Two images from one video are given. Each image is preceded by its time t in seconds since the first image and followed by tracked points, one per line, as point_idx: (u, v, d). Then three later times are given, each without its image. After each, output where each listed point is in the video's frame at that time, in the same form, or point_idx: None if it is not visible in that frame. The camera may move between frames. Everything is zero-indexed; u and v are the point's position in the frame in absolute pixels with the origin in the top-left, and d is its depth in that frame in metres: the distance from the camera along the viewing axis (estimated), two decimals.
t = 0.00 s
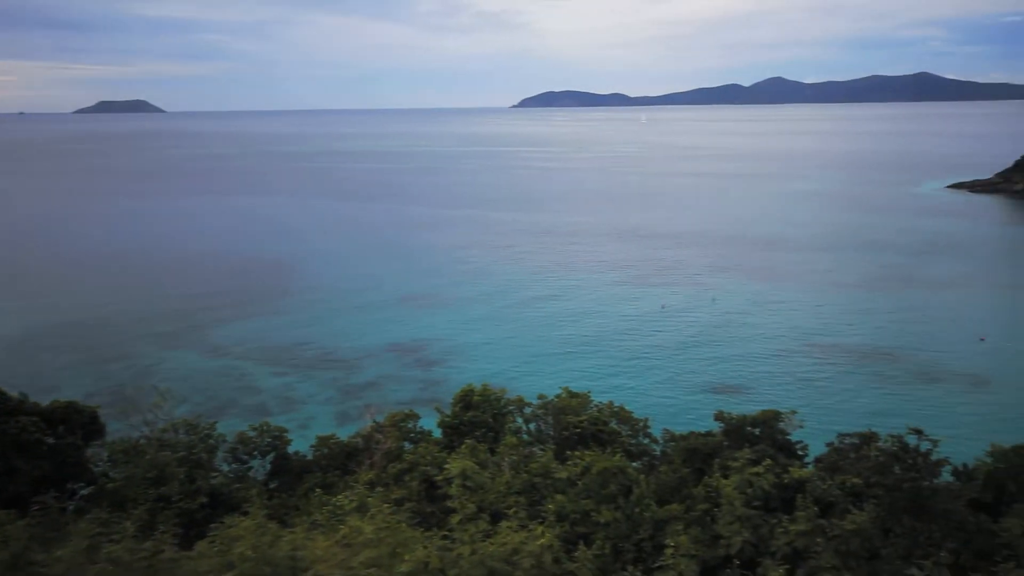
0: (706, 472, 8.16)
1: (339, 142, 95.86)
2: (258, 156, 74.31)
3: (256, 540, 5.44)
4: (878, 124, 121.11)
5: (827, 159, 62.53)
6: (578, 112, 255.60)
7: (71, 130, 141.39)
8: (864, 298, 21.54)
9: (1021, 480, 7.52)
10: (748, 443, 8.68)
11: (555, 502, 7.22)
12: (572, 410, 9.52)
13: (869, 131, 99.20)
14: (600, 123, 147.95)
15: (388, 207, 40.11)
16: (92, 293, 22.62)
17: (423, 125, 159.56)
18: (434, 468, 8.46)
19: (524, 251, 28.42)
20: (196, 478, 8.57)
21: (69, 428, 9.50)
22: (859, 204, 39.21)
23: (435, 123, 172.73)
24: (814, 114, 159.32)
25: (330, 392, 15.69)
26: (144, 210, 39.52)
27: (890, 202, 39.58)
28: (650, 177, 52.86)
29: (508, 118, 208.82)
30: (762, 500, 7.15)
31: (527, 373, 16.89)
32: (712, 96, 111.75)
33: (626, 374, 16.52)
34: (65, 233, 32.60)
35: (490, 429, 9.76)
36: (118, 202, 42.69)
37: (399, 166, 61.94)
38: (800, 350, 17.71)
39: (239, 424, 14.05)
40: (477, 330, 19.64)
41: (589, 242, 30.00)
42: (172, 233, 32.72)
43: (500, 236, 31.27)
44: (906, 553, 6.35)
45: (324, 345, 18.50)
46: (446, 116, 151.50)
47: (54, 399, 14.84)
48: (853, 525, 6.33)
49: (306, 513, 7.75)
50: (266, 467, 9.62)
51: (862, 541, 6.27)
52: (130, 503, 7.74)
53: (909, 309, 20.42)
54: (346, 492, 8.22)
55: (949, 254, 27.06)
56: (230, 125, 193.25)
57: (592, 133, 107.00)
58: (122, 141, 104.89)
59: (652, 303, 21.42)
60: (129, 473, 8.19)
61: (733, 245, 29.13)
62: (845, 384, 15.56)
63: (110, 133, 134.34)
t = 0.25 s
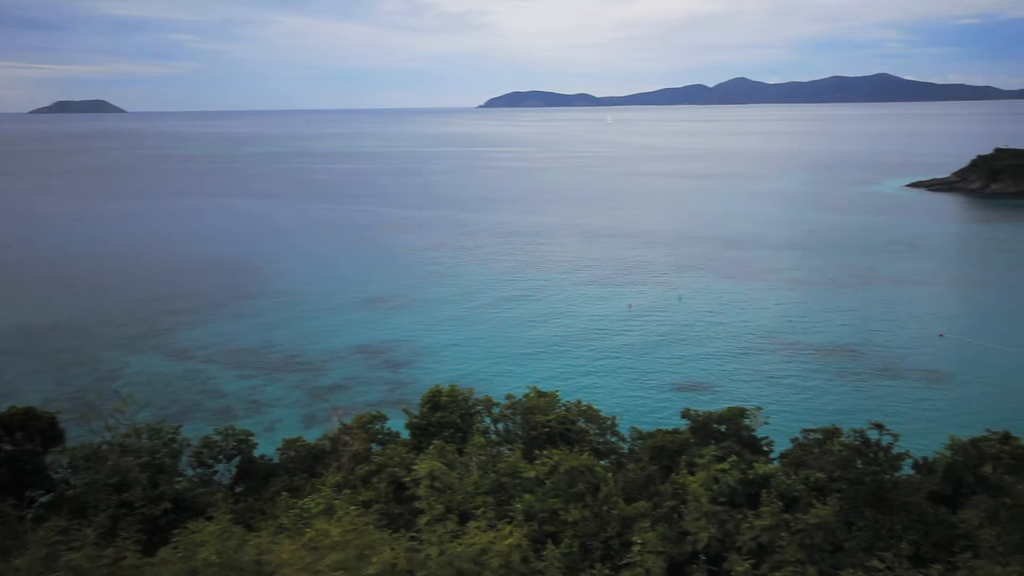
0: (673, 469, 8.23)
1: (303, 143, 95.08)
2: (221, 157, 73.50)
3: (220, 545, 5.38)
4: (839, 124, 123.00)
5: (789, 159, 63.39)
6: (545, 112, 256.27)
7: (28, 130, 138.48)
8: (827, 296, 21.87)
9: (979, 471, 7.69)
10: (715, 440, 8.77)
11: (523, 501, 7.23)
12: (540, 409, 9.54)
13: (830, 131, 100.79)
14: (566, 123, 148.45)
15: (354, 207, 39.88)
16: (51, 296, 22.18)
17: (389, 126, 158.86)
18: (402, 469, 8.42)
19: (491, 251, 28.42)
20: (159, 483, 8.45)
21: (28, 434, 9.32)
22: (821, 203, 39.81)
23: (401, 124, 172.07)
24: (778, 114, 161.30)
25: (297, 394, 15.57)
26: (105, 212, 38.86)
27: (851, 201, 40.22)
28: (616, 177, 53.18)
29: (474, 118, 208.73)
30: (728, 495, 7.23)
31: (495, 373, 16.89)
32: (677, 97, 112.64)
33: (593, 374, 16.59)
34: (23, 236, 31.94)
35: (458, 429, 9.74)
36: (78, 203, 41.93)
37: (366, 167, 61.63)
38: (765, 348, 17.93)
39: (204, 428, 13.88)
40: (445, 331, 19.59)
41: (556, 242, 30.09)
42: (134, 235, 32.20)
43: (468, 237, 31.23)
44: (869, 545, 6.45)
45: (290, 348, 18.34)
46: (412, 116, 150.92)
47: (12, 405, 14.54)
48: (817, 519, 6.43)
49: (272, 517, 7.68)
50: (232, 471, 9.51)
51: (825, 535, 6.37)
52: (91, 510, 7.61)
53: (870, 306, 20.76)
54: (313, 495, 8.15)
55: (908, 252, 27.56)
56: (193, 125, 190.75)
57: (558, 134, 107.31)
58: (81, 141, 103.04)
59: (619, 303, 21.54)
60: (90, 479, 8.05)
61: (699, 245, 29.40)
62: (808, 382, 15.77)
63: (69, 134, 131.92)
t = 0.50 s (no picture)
0: (640, 468, 8.27)
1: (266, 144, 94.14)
2: (182, 158, 72.48)
3: (182, 552, 5.30)
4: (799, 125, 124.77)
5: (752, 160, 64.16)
6: (509, 112, 256.45)
7: None
8: (789, 295, 22.17)
9: (936, 465, 7.85)
10: (680, 438, 8.84)
11: (490, 503, 7.22)
12: (507, 410, 9.53)
13: (790, 132, 102.23)
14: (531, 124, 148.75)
15: (318, 209, 39.56)
16: (8, 302, 21.68)
17: (353, 126, 157.77)
18: (368, 472, 8.35)
19: (457, 252, 28.37)
20: (120, 490, 8.29)
21: None
22: (782, 203, 40.34)
23: (366, 124, 171.11)
24: (740, 116, 163.18)
25: (261, 398, 15.40)
26: (62, 214, 38.09)
27: (812, 201, 40.82)
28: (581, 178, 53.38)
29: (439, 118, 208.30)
30: (693, 493, 7.28)
31: (462, 375, 16.87)
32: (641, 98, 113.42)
33: (560, 374, 16.64)
34: None
35: (425, 430, 9.70)
36: (34, 206, 41.04)
37: (329, 168, 61.15)
38: (729, 347, 18.11)
39: (166, 435, 13.67)
40: (411, 332, 19.50)
41: (521, 243, 30.12)
42: (93, 238, 31.60)
43: (433, 238, 31.14)
44: (831, 539, 6.55)
45: (254, 351, 18.14)
46: (376, 117, 150.07)
47: None
48: (780, 515, 6.51)
49: (236, 523, 7.58)
50: (195, 476, 9.36)
51: (788, 530, 6.45)
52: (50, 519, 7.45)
53: (831, 305, 21.08)
54: (277, 500, 8.06)
55: (867, 250, 28.04)
56: (153, 125, 187.86)
57: (522, 134, 107.45)
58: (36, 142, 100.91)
59: (585, 303, 21.60)
60: (48, 487, 7.87)
61: (663, 245, 29.62)
62: (772, 380, 15.97)
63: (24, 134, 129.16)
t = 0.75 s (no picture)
0: (608, 470, 8.28)
1: (230, 147, 93.13)
2: (144, 161, 71.35)
3: (144, 561, 5.20)
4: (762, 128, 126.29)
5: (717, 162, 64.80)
6: (476, 115, 256.42)
7: None
8: (755, 296, 22.41)
9: (898, 462, 7.99)
10: (647, 439, 8.90)
11: (458, 506, 7.20)
12: (475, 412, 9.51)
13: (754, 134, 103.39)
14: (499, 127, 148.78)
15: (284, 212, 39.18)
16: None
17: (319, 129, 156.51)
18: (335, 477, 8.26)
19: (424, 255, 28.29)
20: (80, 500, 8.11)
21: None
22: (746, 204, 40.80)
23: (333, 127, 169.94)
24: (704, 118, 164.79)
25: (227, 404, 15.21)
26: (21, 218, 37.30)
27: (775, 202, 41.35)
28: (548, 179, 53.52)
29: (406, 120, 207.63)
30: (659, 493, 7.33)
31: (431, 378, 16.83)
32: (608, 100, 113.92)
33: (529, 377, 16.65)
34: None
35: (393, 434, 9.65)
36: None
37: (295, 171, 60.63)
38: (696, 348, 18.28)
39: (129, 442, 13.44)
40: (378, 336, 19.40)
41: (488, 245, 30.13)
42: (53, 243, 30.97)
43: (400, 241, 31.02)
44: (796, 537, 6.63)
45: (220, 356, 17.92)
46: (342, 120, 149.11)
47: None
48: (745, 514, 6.57)
49: (200, 531, 7.46)
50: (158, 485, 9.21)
51: (754, 528, 6.52)
52: (7, 531, 7.27)
53: (796, 305, 21.35)
54: (243, 506, 7.95)
55: (829, 251, 28.46)
56: (114, 128, 184.83)
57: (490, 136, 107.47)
58: None
59: (554, 305, 21.64)
60: (5, 497, 7.67)
61: (630, 247, 29.79)
62: (738, 381, 16.14)
63: None
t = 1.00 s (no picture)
0: (576, 469, 8.32)
1: (192, 149, 91.87)
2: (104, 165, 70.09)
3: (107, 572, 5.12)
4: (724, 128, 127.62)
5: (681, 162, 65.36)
6: (442, 116, 255.86)
7: None
8: (720, 294, 22.64)
9: (861, 456, 8.12)
10: (615, 437, 8.96)
11: (426, 508, 7.18)
12: (443, 414, 9.49)
13: (718, 134, 104.48)
14: (465, 128, 148.61)
15: (248, 215, 38.77)
16: None
17: (283, 131, 154.95)
18: (302, 481, 8.19)
19: (390, 257, 28.16)
20: (41, 510, 7.95)
21: None
22: (710, 204, 41.21)
23: (297, 129, 168.46)
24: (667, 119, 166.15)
25: (192, 409, 15.03)
26: None
27: (737, 201, 41.81)
28: (513, 181, 53.58)
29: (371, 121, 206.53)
30: (627, 491, 7.37)
31: (399, 381, 16.77)
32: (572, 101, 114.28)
33: (498, 377, 16.65)
34: None
35: (360, 437, 9.60)
36: None
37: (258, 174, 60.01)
38: (663, 346, 18.44)
39: (91, 450, 13.22)
40: (346, 338, 19.29)
41: (455, 246, 30.08)
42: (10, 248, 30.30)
43: (365, 243, 30.84)
44: (762, 531, 6.70)
45: (184, 361, 17.69)
46: (307, 122, 147.86)
47: None
48: (712, 509, 6.64)
49: (165, 539, 7.35)
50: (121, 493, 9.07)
51: (721, 523, 6.59)
52: None
53: (760, 303, 21.63)
54: (209, 513, 7.85)
55: (792, 249, 28.87)
56: (72, 130, 181.45)
57: (455, 137, 107.22)
58: None
59: (522, 306, 21.65)
60: None
61: (596, 247, 29.92)
62: (704, 379, 16.31)
63: None
